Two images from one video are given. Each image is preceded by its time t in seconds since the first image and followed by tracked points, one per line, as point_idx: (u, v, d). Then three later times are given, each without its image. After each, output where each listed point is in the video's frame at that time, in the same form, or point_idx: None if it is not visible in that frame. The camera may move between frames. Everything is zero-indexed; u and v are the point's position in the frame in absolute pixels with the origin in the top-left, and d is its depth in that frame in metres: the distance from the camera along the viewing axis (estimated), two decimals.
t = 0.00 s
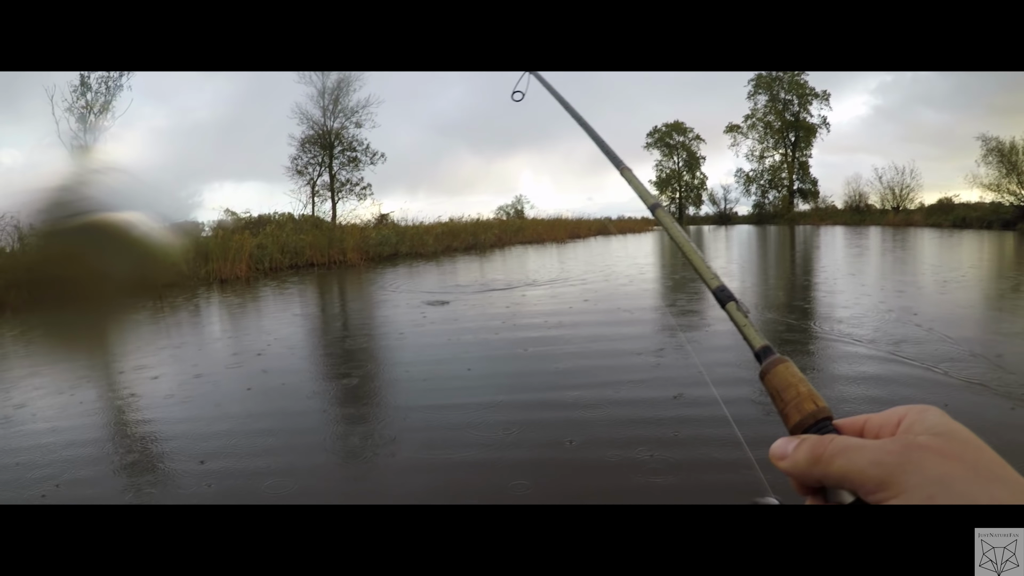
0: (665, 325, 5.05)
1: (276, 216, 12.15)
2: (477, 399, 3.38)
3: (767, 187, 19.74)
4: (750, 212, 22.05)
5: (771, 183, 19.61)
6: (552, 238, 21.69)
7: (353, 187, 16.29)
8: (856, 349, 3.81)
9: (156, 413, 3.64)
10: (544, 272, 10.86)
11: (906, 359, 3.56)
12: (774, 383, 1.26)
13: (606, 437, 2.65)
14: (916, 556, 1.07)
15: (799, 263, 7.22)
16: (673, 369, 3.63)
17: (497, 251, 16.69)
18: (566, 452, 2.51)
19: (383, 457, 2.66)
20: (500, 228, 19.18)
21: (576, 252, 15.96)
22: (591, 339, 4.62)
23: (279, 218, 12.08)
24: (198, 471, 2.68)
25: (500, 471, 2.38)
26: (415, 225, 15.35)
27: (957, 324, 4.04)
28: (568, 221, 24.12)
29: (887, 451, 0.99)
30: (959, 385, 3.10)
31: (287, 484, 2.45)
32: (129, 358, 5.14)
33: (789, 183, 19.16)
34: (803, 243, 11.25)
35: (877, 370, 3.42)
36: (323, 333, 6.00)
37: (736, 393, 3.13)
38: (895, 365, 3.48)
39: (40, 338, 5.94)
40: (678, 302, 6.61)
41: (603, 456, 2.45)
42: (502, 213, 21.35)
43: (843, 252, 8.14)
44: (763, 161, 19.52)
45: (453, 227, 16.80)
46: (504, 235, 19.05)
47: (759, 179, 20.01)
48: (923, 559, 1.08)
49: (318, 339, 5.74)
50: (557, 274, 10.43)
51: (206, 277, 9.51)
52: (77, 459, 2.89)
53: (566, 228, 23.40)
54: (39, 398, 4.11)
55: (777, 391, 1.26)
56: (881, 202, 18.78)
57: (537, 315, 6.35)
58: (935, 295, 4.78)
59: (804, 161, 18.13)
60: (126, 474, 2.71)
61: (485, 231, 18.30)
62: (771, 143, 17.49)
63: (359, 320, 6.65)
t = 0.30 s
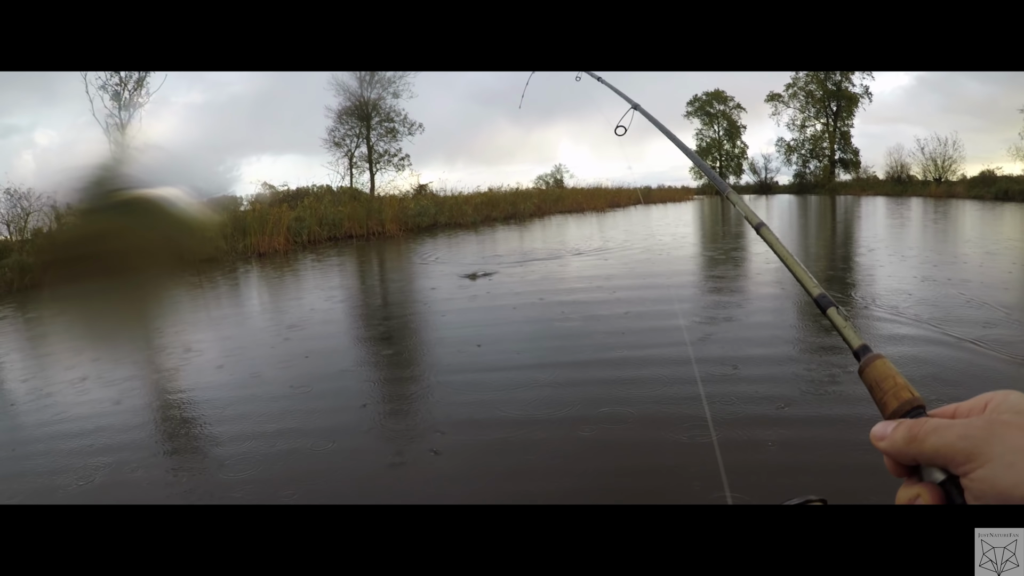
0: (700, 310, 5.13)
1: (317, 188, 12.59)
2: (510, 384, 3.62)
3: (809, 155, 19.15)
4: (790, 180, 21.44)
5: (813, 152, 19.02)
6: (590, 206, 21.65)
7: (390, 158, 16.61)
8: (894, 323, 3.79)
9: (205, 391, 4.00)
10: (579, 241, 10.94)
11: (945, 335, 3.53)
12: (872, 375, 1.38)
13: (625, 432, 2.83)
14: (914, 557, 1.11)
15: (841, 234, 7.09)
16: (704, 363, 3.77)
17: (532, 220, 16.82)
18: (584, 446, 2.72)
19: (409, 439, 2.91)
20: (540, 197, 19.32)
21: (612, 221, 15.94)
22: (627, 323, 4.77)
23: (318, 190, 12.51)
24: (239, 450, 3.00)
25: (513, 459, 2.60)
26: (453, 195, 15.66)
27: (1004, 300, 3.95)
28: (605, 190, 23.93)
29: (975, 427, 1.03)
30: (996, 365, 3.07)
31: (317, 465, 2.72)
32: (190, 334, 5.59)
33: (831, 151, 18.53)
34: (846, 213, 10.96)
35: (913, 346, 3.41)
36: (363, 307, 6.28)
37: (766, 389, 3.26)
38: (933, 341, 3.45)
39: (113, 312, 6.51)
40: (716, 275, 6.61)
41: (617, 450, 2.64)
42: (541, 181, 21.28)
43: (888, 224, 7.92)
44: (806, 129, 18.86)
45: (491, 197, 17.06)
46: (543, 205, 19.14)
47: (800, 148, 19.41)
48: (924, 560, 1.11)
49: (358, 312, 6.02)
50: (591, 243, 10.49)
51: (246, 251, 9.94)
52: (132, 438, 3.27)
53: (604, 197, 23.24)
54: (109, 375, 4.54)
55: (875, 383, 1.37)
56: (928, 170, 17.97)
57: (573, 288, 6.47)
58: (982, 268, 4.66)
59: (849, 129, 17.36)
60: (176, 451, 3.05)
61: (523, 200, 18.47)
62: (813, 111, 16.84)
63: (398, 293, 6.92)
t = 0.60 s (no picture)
0: (685, 297, 5.13)
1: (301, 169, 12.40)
2: (495, 373, 3.60)
3: (792, 145, 19.32)
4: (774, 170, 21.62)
5: (796, 143, 19.19)
6: (576, 193, 21.64)
7: (375, 140, 16.40)
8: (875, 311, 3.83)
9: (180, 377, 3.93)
10: (565, 228, 10.94)
11: (926, 323, 3.56)
12: (869, 334, 1.38)
13: (609, 424, 2.82)
14: (914, 558, 1.08)
15: (825, 223, 7.12)
16: (689, 351, 3.77)
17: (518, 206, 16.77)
18: (568, 437, 2.71)
19: (395, 430, 2.91)
20: (525, 182, 19.29)
21: (598, 207, 15.93)
22: (613, 312, 4.77)
23: (303, 173, 12.32)
24: (216, 439, 2.97)
25: (494, 452, 2.61)
26: (438, 178, 15.53)
27: (983, 289, 3.99)
28: (591, 176, 23.97)
29: (965, 414, 1.06)
30: (976, 354, 3.09)
31: (293, 458, 2.70)
32: (169, 318, 5.49)
33: (815, 142, 18.72)
34: (830, 203, 11.03)
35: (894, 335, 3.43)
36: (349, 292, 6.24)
37: (751, 379, 3.26)
38: (914, 330, 3.48)
39: (91, 295, 6.38)
40: (701, 262, 6.62)
41: (600, 441, 2.65)
42: (527, 167, 21.14)
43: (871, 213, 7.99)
44: (790, 119, 19.01)
45: (477, 181, 16.96)
46: (528, 190, 19.09)
47: (785, 137, 19.49)
48: (924, 562, 1.08)
49: (342, 297, 5.96)
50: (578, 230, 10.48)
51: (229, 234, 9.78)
52: (104, 426, 3.20)
53: (590, 182, 23.25)
54: (84, 358, 4.45)
55: (872, 343, 1.38)
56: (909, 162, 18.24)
57: (558, 274, 6.45)
58: (961, 258, 4.72)
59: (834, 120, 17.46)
60: (150, 441, 3.01)
61: (510, 185, 18.39)
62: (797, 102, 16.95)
63: (384, 277, 6.85)
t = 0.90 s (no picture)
0: (657, 297, 5.15)
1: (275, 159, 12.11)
2: (467, 369, 3.54)
3: (766, 150, 19.67)
4: (748, 174, 22.00)
5: (770, 147, 19.52)
6: (549, 190, 21.68)
7: (352, 132, 16.10)
8: (845, 316, 3.90)
9: (144, 370, 3.79)
10: (542, 225, 10.91)
11: (893, 328, 3.63)
12: (827, 353, 1.38)
13: (582, 422, 2.80)
14: (914, 556, 1.01)
15: (794, 227, 7.25)
16: (662, 350, 3.77)
17: (495, 202, 16.69)
18: (540, 435, 2.67)
19: (356, 425, 2.86)
20: (500, 179, 19.23)
21: (574, 206, 15.96)
22: (588, 310, 4.75)
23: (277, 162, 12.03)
24: (183, 435, 2.87)
25: (466, 449, 2.57)
26: (413, 172, 15.37)
27: (946, 296, 4.09)
28: (567, 176, 24.02)
29: (937, 426, 1.16)
30: (942, 360, 3.16)
31: (260, 452, 2.65)
32: (133, 306, 5.29)
33: (789, 147, 19.08)
34: (798, 209, 11.27)
35: (863, 338, 3.49)
36: (320, 282, 6.08)
37: (726, 377, 3.27)
38: (882, 334, 3.54)
39: (47, 283, 6.09)
40: (674, 263, 6.67)
41: (573, 440, 2.63)
42: (502, 164, 21.08)
43: (838, 219, 8.18)
44: (764, 124, 19.34)
45: (452, 176, 16.80)
46: (503, 186, 19.04)
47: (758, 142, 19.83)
48: (923, 561, 1.01)
49: (314, 288, 5.81)
50: (555, 228, 10.47)
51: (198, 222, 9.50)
52: (65, 420, 3.09)
53: (566, 182, 23.34)
54: (44, 347, 4.27)
55: (830, 361, 1.38)
56: (879, 169, 18.68)
57: (533, 271, 6.42)
58: (926, 266, 4.85)
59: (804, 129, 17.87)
60: (112, 435, 2.91)
61: (484, 182, 18.35)
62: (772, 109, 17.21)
63: (356, 270, 6.71)
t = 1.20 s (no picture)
0: (642, 296, 5.14)
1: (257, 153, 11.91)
2: (450, 367, 3.48)
3: (750, 151, 19.83)
4: (732, 175, 22.17)
5: (754, 148, 19.66)
6: (532, 189, 21.67)
7: (335, 128, 15.88)
8: (828, 317, 3.92)
9: (122, 364, 3.68)
10: (527, 223, 10.87)
11: (876, 331, 3.65)
12: (813, 352, 1.22)
13: (568, 420, 2.77)
14: (913, 558, 1.04)
15: (777, 229, 7.30)
16: (645, 349, 3.75)
17: (480, 200, 16.60)
18: (528, 434, 2.63)
19: (338, 421, 2.80)
20: (484, 176, 19.15)
21: (558, 205, 15.94)
22: (575, 309, 4.72)
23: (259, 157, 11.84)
24: (159, 430, 2.77)
25: (452, 446, 2.53)
26: (396, 169, 15.22)
27: (927, 299, 4.12)
28: (552, 174, 24.04)
29: (936, 411, 1.06)
30: (926, 364, 3.18)
31: (244, 446, 2.58)
32: (108, 301, 5.13)
33: (772, 148, 19.25)
34: (781, 209, 11.38)
35: (847, 340, 3.50)
36: (303, 278, 5.96)
37: (709, 378, 3.27)
38: (866, 337, 3.56)
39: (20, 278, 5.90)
40: (659, 263, 6.68)
41: (559, 438, 2.60)
42: (486, 162, 20.92)
43: (820, 220, 8.26)
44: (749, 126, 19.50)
45: (435, 174, 16.67)
46: (486, 184, 18.96)
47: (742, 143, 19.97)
48: (924, 562, 1.04)
49: (296, 284, 5.70)
50: (541, 226, 10.44)
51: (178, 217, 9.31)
52: (43, 412, 3.00)
53: (549, 180, 23.35)
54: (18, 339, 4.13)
55: (816, 361, 1.23)
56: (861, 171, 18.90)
57: (519, 269, 6.38)
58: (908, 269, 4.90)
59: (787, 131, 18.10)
60: (93, 428, 2.82)
61: (468, 180, 18.27)
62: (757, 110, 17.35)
63: (339, 267, 6.60)
